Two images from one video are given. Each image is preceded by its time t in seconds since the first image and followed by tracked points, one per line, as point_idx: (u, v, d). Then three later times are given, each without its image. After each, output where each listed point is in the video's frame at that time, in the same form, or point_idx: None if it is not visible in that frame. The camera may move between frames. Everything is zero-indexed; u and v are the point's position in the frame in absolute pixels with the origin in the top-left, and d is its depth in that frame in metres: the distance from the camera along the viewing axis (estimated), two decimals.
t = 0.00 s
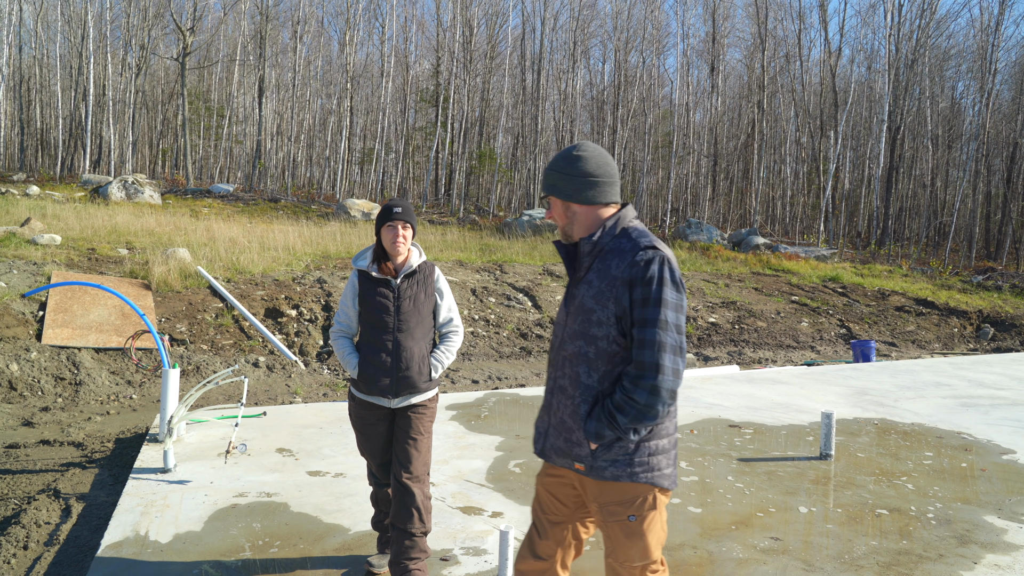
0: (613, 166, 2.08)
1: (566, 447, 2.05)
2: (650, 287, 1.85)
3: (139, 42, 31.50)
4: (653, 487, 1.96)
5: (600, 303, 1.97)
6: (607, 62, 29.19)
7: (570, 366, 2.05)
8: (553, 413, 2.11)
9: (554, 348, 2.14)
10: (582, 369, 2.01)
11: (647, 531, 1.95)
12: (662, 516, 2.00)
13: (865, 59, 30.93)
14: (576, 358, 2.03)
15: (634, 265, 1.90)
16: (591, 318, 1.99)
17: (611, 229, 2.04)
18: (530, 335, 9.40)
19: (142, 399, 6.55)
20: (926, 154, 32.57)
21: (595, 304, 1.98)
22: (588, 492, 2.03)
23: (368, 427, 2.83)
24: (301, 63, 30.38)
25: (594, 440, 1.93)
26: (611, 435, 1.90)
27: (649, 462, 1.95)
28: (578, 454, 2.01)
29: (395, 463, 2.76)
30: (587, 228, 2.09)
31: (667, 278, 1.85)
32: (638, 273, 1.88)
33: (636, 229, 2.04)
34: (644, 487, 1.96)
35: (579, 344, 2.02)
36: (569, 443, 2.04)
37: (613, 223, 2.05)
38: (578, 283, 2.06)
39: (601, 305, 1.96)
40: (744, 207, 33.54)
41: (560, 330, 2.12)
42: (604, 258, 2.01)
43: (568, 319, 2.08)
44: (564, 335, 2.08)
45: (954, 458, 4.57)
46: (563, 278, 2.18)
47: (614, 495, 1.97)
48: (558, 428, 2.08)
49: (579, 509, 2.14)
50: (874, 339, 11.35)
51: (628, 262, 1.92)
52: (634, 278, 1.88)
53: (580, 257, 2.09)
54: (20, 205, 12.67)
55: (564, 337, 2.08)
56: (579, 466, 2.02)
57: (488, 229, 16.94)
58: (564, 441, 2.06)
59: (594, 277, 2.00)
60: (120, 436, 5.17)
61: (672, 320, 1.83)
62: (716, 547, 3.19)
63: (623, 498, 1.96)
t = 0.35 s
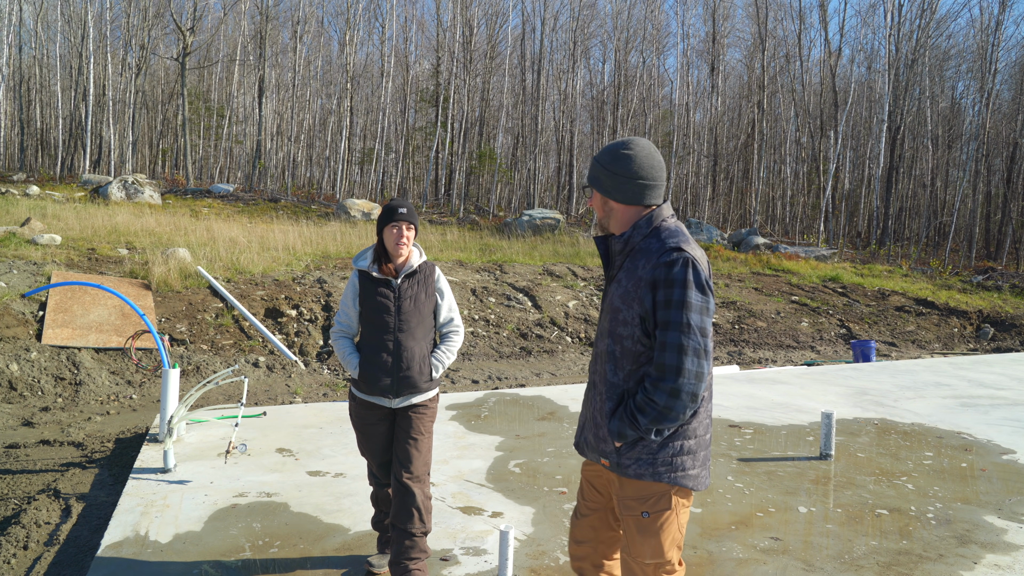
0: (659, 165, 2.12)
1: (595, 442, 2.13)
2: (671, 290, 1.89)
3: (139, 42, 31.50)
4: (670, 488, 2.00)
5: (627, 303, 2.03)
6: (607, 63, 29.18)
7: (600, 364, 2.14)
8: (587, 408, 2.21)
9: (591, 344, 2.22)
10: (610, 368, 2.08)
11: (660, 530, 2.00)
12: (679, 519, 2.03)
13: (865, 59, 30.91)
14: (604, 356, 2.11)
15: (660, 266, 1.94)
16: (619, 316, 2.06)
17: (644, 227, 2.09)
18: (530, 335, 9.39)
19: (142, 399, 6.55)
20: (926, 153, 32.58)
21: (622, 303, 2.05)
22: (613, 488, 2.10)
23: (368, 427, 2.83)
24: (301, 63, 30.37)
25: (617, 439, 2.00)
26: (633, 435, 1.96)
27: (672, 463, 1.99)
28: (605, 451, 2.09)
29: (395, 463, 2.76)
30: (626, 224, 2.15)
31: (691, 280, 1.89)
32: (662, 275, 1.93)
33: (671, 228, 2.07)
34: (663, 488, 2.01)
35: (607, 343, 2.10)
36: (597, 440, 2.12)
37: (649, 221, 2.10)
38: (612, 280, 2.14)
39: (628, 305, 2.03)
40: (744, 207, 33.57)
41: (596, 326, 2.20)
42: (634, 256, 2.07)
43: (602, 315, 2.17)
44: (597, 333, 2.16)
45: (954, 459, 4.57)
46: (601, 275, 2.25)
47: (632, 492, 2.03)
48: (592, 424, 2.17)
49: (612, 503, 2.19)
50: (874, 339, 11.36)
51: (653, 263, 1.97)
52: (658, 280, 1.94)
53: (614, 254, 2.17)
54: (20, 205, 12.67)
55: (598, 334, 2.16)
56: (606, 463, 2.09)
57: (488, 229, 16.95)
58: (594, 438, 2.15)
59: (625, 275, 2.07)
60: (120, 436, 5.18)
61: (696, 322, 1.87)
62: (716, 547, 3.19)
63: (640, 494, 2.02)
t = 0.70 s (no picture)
0: (672, 166, 2.12)
1: (591, 430, 2.16)
2: (664, 286, 1.91)
3: (139, 42, 31.49)
4: (659, 478, 2.02)
5: (625, 298, 2.05)
6: (607, 63, 29.17)
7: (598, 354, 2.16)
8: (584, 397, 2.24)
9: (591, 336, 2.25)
10: (605, 359, 2.11)
11: (649, 518, 2.03)
12: (669, 509, 2.05)
13: (865, 59, 30.90)
14: (601, 348, 2.13)
15: (657, 263, 1.95)
16: (616, 311, 2.08)
17: (647, 226, 2.10)
18: (530, 335, 9.39)
19: (142, 399, 6.55)
20: (926, 153, 32.59)
21: (621, 298, 2.07)
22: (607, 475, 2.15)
23: (368, 427, 2.83)
24: (301, 64, 30.37)
25: (609, 428, 2.02)
26: (623, 424, 1.98)
27: (662, 453, 2.01)
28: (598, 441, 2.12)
29: (395, 463, 2.76)
30: (633, 220, 2.16)
31: (686, 280, 1.90)
32: (659, 273, 1.94)
33: (676, 229, 2.07)
34: (653, 476, 2.03)
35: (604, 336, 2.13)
36: (592, 427, 2.15)
37: (654, 220, 2.10)
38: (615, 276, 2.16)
39: (625, 300, 2.05)
40: (744, 207, 33.58)
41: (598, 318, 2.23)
42: (636, 253, 2.08)
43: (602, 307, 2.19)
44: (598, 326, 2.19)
45: (954, 458, 4.57)
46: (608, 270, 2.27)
47: (623, 480, 2.07)
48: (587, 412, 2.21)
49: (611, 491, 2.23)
50: (874, 339, 11.35)
51: (651, 261, 1.98)
52: (653, 277, 1.95)
53: (618, 252, 2.19)
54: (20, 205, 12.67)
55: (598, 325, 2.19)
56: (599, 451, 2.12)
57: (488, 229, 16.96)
58: (590, 426, 2.18)
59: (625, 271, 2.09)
60: (120, 436, 5.18)
61: (688, 320, 1.88)
62: (716, 547, 3.19)
63: (630, 482, 2.05)
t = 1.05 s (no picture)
0: (670, 167, 2.12)
1: (585, 427, 2.17)
2: (654, 285, 1.92)
3: (139, 42, 31.50)
4: (652, 473, 2.03)
5: (621, 296, 2.06)
6: (607, 63, 29.17)
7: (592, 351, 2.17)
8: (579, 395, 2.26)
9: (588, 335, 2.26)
10: (600, 355, 2.11)
11: (642, 514, 2.03)
12: (662, 505, 2.05)
13: (865, 59, 30.89)
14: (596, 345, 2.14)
15: (650, 262, 1.95)
16: (611, 310, 2.09)
17: (643, 227, 2.10)
18: (530, 335, 9.39)
19: (142, 399, 6.56)
20: (926, 153, 32.59)
21: (616, 297, 2.08)
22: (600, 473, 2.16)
23: (369, 427, 2.83)
24: (301, 64, 30.37)
25: (601, 425, 2.03)
26: (615, 422, 1.98)
27: (654, 450, 2.02)
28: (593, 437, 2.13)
29: (394, 463, 2.76)
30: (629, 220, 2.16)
31: (677, 279, 1.91)
32: (654, 270, 1.94)
33: (672, 229, 2.07)
34: (644, 473, 2.03)
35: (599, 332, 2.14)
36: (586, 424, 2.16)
37: (650, 221, 2.10)
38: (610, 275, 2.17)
39: (621, 299, 2.06)
40: (744, 207, 33.59)
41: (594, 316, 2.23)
42: (631, 253, 2.09)
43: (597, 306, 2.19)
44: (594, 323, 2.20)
45: (954, 458, 4.57)
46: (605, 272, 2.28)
47: (615, 477, 2.07)
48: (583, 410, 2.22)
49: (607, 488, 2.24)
50: (874, 339, 11.36)
51: (644, 259, 1.98)
52: (646, 276, 1.95)
53: (614, 251, 2.19)
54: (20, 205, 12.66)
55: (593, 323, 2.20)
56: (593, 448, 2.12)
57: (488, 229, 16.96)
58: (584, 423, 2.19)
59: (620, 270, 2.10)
60: (120, 436, 5.18)
61: (679, 318, 1.88)
62: (715, 547, 3.19)
63: (623, 478, 2.05)
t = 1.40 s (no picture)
0: (664, 166, 2.12)
1: (586, 428, 2.16)
2: (652, 286, 1.93)
3: (139, 43, 31.50)
4: (654, 474, 2.03)
5: (619, 297, 2.06)
6: (607, 63, 29.18)
7: (592, 354, 2.18)
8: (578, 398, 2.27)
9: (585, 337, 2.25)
10: (599, 356, 2.11)
11: (647, 514, 2.02)
12: (666, 505, 2.05)
13: (865, 59, 30.89)
14: (596, 347, 2.15)
15: (649, 263, 1.96)
16: (609, 311, 2.09)
17: (639, 227, 2.10)
18: (530, 335, 9.39)
19: (142, 399, 6.56)
20: (926, 153, 32.60)
21: (614, 298, 2.08)
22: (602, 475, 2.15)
23: (369, 427, 2.83)
24: (301, 64, 30.36)
25: (603, 426, 2.03)
26: (617, 422, 1.98)
27: (657, 450, 2.02)
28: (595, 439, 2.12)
29: (394, 463, 2.76)
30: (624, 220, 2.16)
31: (677, 279, 1.91)
32: (655, 270, 1.93)
33: (667, 229, 2.07)
34: (649, 474, 2.03)
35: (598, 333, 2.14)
36: (587, 426, 2.16)
37: (646, 220, 2.11)
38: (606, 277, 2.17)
39: (619, 299, 2.06)
40: (744, 207, 33.58)
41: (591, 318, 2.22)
42: (628, 253, 2.10)
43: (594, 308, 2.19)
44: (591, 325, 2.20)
45: (954, 459, 4.56)
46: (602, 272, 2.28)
47: (619, 478, 2.06)
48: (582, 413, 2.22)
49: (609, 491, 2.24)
50: (874, 339, 11.36)
51: (643, 260, 1.99)
52: (645, 276, 1.96)
53: (610, 251, 2.19)
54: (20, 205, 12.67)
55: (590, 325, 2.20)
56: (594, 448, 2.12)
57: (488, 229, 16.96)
58: (584, 425, 2.19)
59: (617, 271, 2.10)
60: (120, 436, 5.18)
61: (679, 318, 1.89)
62: (715, 547, 3.19)
63: (627, 479, 2.04)
